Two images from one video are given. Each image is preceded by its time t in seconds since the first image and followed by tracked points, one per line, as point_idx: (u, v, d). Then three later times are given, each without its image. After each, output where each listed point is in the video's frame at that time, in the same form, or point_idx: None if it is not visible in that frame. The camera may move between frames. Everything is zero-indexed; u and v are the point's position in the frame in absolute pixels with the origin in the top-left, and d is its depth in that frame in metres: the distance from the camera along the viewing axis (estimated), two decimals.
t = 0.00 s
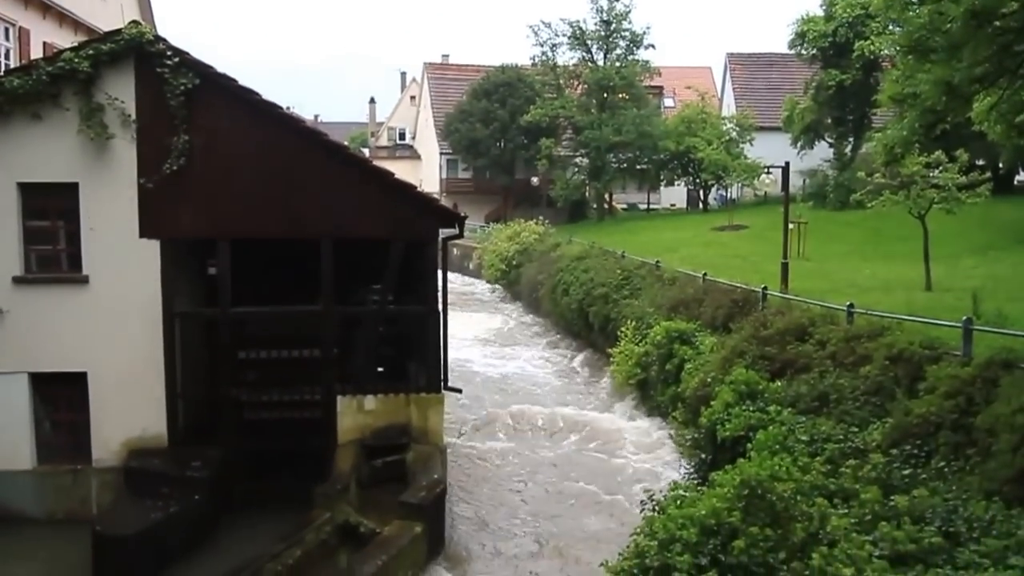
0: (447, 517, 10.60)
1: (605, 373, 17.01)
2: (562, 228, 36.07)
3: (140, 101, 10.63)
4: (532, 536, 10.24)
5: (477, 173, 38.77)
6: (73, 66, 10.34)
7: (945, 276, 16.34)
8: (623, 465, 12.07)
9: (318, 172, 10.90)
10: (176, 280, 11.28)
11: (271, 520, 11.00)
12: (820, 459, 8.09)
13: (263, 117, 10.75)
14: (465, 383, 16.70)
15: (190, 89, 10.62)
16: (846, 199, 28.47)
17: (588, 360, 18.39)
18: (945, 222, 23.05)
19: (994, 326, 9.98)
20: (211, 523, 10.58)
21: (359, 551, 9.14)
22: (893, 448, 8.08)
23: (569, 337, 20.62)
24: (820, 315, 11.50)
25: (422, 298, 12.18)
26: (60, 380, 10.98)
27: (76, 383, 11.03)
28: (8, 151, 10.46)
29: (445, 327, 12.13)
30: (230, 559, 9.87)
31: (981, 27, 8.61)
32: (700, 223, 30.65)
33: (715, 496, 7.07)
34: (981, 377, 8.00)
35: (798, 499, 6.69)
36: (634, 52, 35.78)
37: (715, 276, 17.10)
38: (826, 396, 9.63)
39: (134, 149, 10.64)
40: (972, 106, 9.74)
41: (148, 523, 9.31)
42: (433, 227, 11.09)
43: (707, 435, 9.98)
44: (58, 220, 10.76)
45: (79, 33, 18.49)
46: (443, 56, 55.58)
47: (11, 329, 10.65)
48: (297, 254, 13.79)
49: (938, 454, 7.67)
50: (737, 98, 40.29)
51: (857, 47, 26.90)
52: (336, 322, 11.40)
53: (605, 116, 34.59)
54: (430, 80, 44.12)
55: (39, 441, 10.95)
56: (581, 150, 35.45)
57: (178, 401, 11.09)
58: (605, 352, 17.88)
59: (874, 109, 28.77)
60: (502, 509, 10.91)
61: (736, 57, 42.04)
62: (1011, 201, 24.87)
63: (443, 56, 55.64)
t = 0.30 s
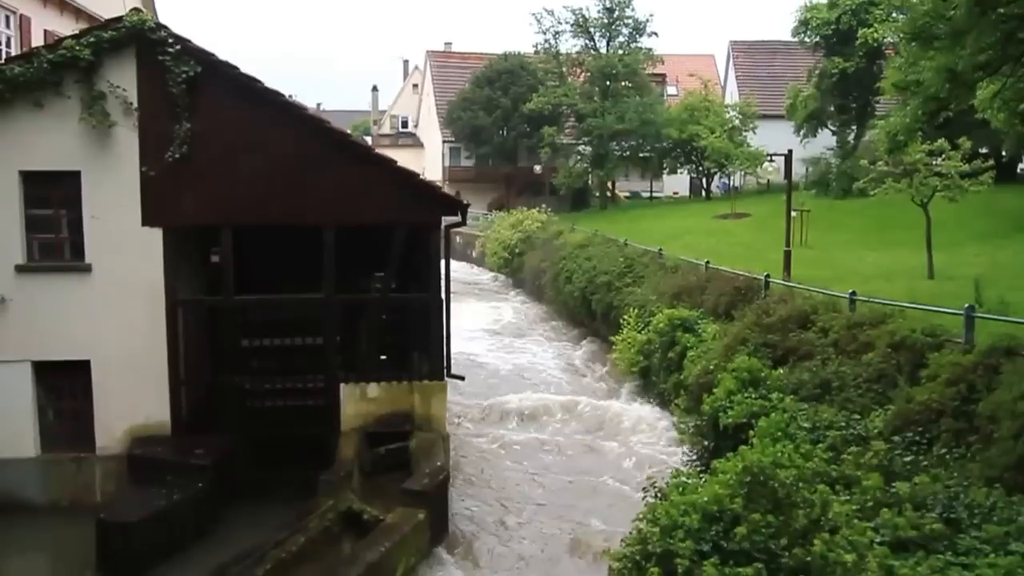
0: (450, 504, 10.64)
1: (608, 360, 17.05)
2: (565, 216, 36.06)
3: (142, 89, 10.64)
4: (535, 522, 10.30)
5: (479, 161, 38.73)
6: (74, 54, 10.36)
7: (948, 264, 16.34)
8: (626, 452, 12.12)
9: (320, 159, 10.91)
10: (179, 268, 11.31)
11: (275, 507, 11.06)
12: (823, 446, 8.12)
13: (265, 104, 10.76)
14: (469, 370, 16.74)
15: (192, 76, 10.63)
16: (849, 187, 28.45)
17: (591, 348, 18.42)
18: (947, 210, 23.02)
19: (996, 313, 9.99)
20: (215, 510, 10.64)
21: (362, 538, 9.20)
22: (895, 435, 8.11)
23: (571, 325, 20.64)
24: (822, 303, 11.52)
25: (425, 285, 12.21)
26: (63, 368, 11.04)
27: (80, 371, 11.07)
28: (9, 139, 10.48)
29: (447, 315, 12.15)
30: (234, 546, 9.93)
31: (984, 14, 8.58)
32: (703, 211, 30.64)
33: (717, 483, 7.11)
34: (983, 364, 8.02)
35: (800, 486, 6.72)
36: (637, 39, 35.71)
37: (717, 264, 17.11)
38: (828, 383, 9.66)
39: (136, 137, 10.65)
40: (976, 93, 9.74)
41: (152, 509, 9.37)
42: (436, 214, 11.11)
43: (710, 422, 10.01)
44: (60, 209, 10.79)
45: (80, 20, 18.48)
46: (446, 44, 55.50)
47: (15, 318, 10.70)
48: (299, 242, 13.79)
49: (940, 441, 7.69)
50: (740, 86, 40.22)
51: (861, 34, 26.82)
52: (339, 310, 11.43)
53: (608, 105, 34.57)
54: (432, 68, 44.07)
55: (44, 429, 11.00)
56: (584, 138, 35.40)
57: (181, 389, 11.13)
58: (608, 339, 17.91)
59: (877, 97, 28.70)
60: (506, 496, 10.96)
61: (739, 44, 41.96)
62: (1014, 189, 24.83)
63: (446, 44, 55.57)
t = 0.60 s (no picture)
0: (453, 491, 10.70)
1: (610, 348, 17.07)
2: (568, 204, 36.04)
3: (144, 77, 10.64)
4: (537, 510, 10.34)
5: (482, 149, 38.67)
6: (75, 42, 10.38)
7: (950, 253, 16.33)
8: (629, 439, 12.16)
9: (322, 147, 10.92)
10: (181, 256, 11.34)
11: (278, 495, 11.11)
12: (824, 433, 8.15)
13: (268, 92, 10.77)
14: (472, 358, 16.78)
15: (194, 64, 10.62)
16: (851, 175, 28.42)
17: (593, 336, 18.44)
18: (950, 198, 23.00)
19: (997, 300, 10.01)
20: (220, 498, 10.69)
21: (366, 525, 9.25)
22: (897, 422, 8.15)
23: (574, 312, 20.67)
24: (825, 291, 11.54)
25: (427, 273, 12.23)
26: (66, 357, 11.08)
27: (83, 360, 11.11)
28: (11, 127, 10.50)
29: (450, 303, 12.15)
30: (238, 533, 9.98)
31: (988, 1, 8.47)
32: (705, 199, 30.63)
33: (719, 470, 7.14)
34: (985, 352, 8.04)
35: (802, 473, 6.75)
36: (639, 27, 35.63)
37: (720, 252, 17.11)
38: (830, 370, 9.69)
39: (138, 126, 10.66)
40: (979, 81, 9.73)
41: (156, 496, 9.43)
42: (439, 202, 11.12)
43: (712, 410, 10.04)
44: (62, 197, 10.81)
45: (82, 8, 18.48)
46: (448, 33, 55.37)
47: (18, 306, 10.74)
48: (302, 231, 13.80)
49: (941, 428, 7.72)
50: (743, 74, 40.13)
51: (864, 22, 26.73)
52: (341, 298, 11.45)
53: (610, 93, 34.55)
54: (435, 56, 44.00)
55: (47, 417, 11.06)
56: (586, 125, 35.33)
57: (184, 377, 11.17)
58: (610, 327, 17.94)
59: (881, 84, 28.63)
60: (509, 483, 11.02)
61: (742, 32, 41.87)
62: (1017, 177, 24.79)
63: (448, 33, 55.43)
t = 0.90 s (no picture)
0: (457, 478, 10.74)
1: (613, 336, 17.09)
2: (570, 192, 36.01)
3: (145, 65, 10.64)
4: (540, 497, 10.39)
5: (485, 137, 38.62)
6: (76, 29, 10.37)
7: (953, 240, 16.33)
8: (632, 426, 12.19)
9: (324, 135, 10.92)
10: (184, 245, 11.36)
11: (282, 482, 11.16)
12: (827, 420, 8.18)
13: (269, 80, 10.77)
14: (475, 346, 16.80)
15: (196, 52, 10.62)
16: (854, 163, 28.37)
17: (596, 324, 18.46)
18: (954, 185, 22.99)
19: (1000, 288, 10.01)
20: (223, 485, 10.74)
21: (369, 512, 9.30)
22: (899, 409, 8.17)
23: (577, 300, 20.68)
24: (827, 279, 11.54)
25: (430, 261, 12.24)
26: (70, 345, 11.11)
27: (86, 348, 11.15)
28: (12, 115, 10.49)
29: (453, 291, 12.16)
30: (242, 520, 10.04)
31: None
32: (708, 186, 30.61)
33: (721, 457, 7.17)
34: (987, 339, 8.06)
35: (805, 460, 6.78)
36: (642, 14, 35.54)
37: (722, 240, 17.12)
38: (832, 357, 9.71)
39: (140, 114, 10.66)
40: (983, 68, 9.71)
41: (160, 484, 9.48)
42: (441, 190, 11.13)
43: (715, 397, 10.06)
44: (64, 185, 10.82)
45: None
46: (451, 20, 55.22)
47: (22, 295, 10.77)
48: (304, 219, 13.82)
49: (943, 415, 7.73)
50: (746, 62, 40.03)
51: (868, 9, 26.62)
52: (345, 286, 11.47)
53: (612, 81, 34.51)
54: (437, 43, 43.91)
55: (50, 405, 11.10)
56: (589, 113, 35.28)
57: (188, 365, 11.20)
58: (613, 315, 17.96)
59: (884, 72, 28.53)
60: (512, 469, 11.06)
61: (745, 19, 41.76)
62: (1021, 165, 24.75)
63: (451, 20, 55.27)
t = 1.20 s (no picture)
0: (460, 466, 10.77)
1: (615, 324, 17.09)
2: (573, 180, 35.97)
3: (147, 53, 10.63)
4: (543, 484, 10.42)
5: (487, 125, 38.56)
6: (77, 17, 10.35)
7: (956, 228, 16.30)
8: (634, 414, 12.21)
9: (326, 122, 10.91)
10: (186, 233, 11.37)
11: (286, 470, 11.20)
12: (829, 408, 8.20)
13: (271, 67, 10.75)
14: (477, 334, 16.81)
15: (198, 39, 10.61)
16: (857, 150, 28.33)
17: (599, 311, 18.46)
18: (957, 173, 22.97)
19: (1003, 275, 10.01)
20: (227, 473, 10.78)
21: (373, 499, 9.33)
22: (901, 396, 8.18)
23: (579, 288, 20.68)
24: (830, 266, 11.54)
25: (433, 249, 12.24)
26: (73, 333, 11.14)
27: (89, 336, 11.17)
28: (13, 103, 10.48)
29: (456, 280, 12.15)
30: (246, 508, 10.08)
31: None
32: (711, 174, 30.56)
33: (723, 444, 7.18)
34: (989, 327, 8.07)
35: (807, 447, 6.80)
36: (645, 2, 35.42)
37: (725, 228, 17.11)
38: (835, 345, 9.71)
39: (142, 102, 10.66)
40: (987, 55, 9.68)
41: (163, 471, 9.51)
42: (444, 177, 11.13)
43: (717, 384, 10.06)
44: (66, 173, 10.82)
45: None
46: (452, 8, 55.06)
47: (25, 283, 10.78)
48: (306, 207, 13.82)
49: (946, 402, 7.75)
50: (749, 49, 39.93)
51: None
52: (347, 274, 11.47)
53: (615, 68, 34.39)
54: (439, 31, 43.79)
55: (54, 393, 11.12)
56: (592, 101, 35.20)
57: (191, 353, 11.22)
58: (615, 303, 17.97)
59: (887, 59, 28.42)
60: (516, 457, 11.09)
61: (748, 6, 41.64)
62: None
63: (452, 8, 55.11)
